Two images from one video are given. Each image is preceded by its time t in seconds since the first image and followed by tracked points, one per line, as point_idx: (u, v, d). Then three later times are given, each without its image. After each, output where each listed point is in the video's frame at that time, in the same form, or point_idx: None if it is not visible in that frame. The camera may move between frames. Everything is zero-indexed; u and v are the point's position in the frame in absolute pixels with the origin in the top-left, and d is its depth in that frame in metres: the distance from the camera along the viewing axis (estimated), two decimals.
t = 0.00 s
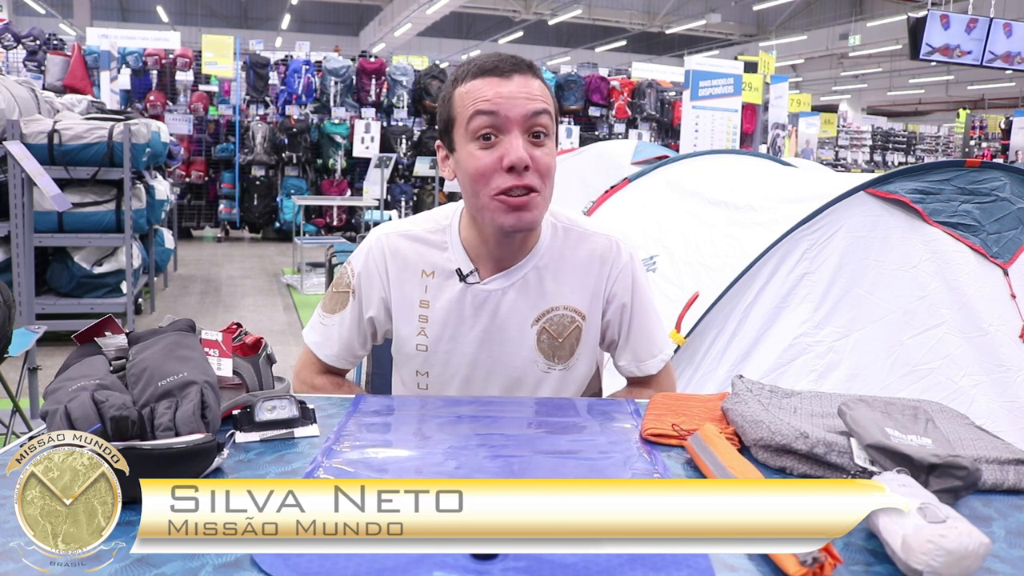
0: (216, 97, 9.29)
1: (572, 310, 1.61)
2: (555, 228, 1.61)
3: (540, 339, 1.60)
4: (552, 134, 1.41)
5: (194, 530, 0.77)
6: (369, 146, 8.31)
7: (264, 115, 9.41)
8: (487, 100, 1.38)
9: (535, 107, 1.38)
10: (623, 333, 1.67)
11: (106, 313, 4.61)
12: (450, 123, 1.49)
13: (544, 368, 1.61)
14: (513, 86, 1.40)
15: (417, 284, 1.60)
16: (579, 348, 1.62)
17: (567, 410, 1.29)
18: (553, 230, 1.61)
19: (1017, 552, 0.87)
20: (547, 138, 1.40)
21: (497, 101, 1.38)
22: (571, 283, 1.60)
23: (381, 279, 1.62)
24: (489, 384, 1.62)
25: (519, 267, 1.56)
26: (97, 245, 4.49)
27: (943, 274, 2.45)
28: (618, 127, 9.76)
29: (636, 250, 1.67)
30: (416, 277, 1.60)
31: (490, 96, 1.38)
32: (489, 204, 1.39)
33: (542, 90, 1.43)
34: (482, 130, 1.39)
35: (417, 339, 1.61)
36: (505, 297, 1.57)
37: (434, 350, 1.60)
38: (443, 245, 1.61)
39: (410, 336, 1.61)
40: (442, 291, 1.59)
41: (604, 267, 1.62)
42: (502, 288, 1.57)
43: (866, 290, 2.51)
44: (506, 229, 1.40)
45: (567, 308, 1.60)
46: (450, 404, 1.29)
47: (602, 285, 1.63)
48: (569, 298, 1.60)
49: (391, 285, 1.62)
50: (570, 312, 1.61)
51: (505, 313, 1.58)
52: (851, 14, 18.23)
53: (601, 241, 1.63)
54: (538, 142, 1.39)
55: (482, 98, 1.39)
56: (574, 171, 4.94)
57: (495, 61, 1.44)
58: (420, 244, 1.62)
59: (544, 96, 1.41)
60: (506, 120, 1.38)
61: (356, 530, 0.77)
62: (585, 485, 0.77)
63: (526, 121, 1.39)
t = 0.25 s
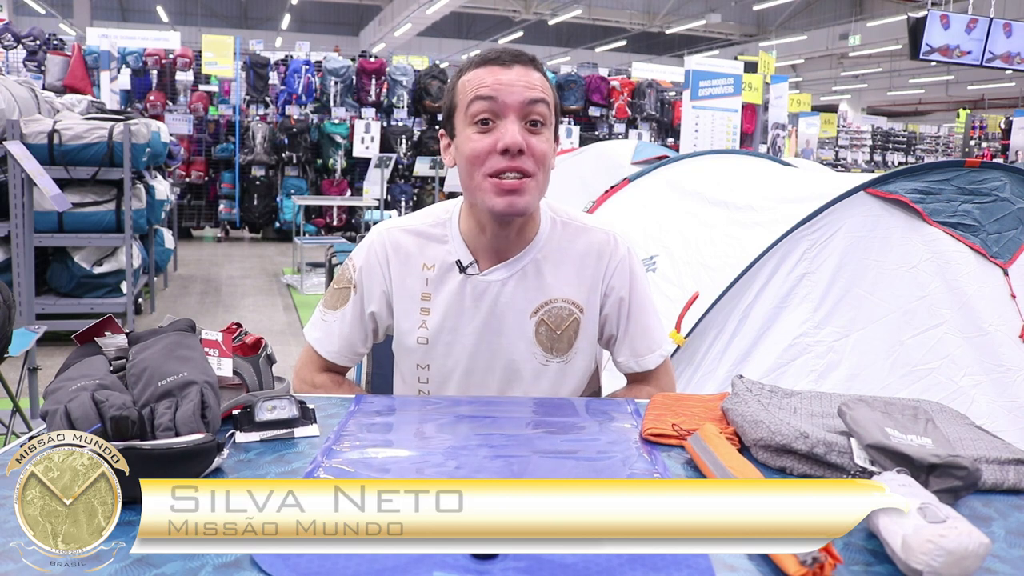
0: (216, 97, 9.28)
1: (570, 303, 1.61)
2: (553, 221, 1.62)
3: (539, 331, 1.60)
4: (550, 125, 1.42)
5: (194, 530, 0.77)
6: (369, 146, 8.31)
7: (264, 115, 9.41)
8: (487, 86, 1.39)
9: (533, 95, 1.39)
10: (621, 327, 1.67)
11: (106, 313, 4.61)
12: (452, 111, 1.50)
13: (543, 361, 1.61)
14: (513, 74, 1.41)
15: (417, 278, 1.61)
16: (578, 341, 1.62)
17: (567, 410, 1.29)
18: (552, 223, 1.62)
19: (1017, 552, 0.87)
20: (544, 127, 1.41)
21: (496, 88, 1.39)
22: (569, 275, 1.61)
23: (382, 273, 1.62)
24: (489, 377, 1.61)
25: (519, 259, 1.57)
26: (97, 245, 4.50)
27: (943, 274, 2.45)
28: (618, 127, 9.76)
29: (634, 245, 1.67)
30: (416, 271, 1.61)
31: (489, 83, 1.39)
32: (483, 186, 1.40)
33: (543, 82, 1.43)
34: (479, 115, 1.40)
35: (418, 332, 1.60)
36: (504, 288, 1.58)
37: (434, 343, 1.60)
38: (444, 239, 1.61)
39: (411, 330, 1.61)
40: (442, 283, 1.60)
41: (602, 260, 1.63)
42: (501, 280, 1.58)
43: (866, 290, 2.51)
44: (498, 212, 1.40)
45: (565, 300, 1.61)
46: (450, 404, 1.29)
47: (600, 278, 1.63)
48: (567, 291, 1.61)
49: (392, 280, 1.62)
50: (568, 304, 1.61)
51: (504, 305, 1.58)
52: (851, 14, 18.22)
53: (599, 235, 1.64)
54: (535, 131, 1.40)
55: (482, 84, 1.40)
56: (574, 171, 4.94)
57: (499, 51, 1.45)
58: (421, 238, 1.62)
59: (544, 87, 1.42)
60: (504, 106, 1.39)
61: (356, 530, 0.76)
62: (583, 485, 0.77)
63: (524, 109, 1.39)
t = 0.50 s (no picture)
0: (216, 97, 9.28)
1: (571, 298, 1.61)
2: (553, 217, 1.63)
3: (541, 326, 1.60)
4: (553, 142, 1.42)
5: (194, 530, 0.76)
6: (369, 146, 8.31)
7: (264, 114, 9.40)
8: (491, 102, 1.38)
9: (538, 114, 1.38)
10: (619, 323, 1.67)
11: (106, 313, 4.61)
12: (456, 115, 1.49)
13: (544, 355, 1.61)
14: (520, 90, 1.39)
15: (420, 274, 1.61)
16: (579, 336, 1.62)
17: (567, 410, 1.29)
18: (552, 221, 1.62)
19: (1017, 552, 0.87)
20: (547, 146, 1.41)
21: (501, 106, 1.38)
22: (570, 270, 1.61)
23: (385, 272, 1.62)
24: (492, 372, 1.61)
25: (521, 256, 1.58)
26: (97, 245, 4.50)
27: (943, 274, 2.45)
28: (618, 127, 9.76)
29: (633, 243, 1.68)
30: (419, 268, 1.61)
31: (494, 101, 1.38)
32: (481, 201, 1.43)
33: (550, 97, 1.42)
34: (482, 131, 1.40)
35: (421, 328, 1.60)
36: (506, 284, 1.58)
37: (437, 339, 1.60)
38: (445, 236, 1.62)
39: (414, 325, 1.61)
40: (445, 279, 1.60)
41: (601, 256, 1.64)
42: (504, 277, 1.58)
43: (866, 290, 2.51)
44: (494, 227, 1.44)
45: (566, 295, 1.61)
46: (451, 404, 1.29)
47: (600, 273, 1.64)
48: (568, 286, 1.61)
49: (395, 277, 1.62)
50: (569, 299, 1.62)
51: (505, 301, 1.59)
52: (851, 14, 18.21)
53: (598, 233, 1.65)
54: (536, 149, 1.40)
55: (488, 101, 1.39)
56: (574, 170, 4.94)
57: (506, 62, 1.42)
58: (423, 236, 1.63)
59: (550, 104, 1.41)
60: (507, 125, 1.38)
61: (356, 529, 0.76)
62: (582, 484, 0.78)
63: (527, 127, 1.39)
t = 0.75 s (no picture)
0: (216, 97, 9.28)
1: (570, 296, 1.62)
2: (552, 214, 1.63)
3: (540, 324, 1.60)
4: (552, 140, 1.42)
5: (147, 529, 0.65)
6: (369, 146, 8.31)
7: (264, 115, 9.40)
8: (491, 101, 1.39)
9: (537, 112, 1.39)
10: (617, 322, 1.67)
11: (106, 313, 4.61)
12: (456, 115, 1.50)
13: (544, 353, 1.61)
14: (519, 88, 1.39)
15: (421, 271, 1.61)
16: (578, 334, 1.62)
17: (567, 410, 1.29)
18: (553, 220, 1.63)
19: (1017, 551, 0.87)
20: (547, 143, 1.41)
21: (500, 105, 1.38)
22: (569, 269, 1.62)
23: (387, 270, 1.63)
24: (492, 370, 1.61)
25: (521, 253, 1.58)
26: (97, 245, 4.50)
27: (943, 274, 2.45)
28: (618, 127, 9.77)
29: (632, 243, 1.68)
30: (421, 266, 1.61)
31: (494, 100, 1.39)
32: (482, 199, 1.43)
33: (550, 95, 1.42)
34: (483, 129, 1.40)
35: (423, 326, 1.61)
36: (506, 281, 1.59)
37: (438, 337, 1.60)
38: (446, 234, 1.62)
39: (416, 323, 1.61)
40: (446, 277, 1.60)
41: (600, 255, 1.64)
42: (505, 274, 1.58)
43: (866, 290, 2.51)
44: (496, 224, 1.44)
45: (565, 293, 1.62)
46: (452, 404, 1.29)
47: (600, 272, 1.64)
48: (568, 284, 1.61)
49: (396, 275, 1.62)
50: (568, 297, 1.62)
51: (506, 297, 1.59)
52: (851, 14, 18.21)
53: (597, 231, 1.65)
54: (537, 145, 1.41)
55: (488, 100, 1.39)
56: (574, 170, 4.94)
57: (506, 60, 1.43)
58: (424, 234, 1.63)
59: (549, 101, 1.41)
60: (507, 123, 1.39)
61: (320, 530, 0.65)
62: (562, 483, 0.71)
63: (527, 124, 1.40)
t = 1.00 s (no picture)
0: (216, 97, 9.28)
1: (570, 290, 1.62)
2: (551, 210, 1.64)
3: (540, 317, 1.61)
4: (550, 124, 1.43)
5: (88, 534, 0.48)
6: (369, 146, 8.31)
7: (264, 115, 9.40)
8: (489, 85, 1.40)
9: (534, 95, 1.40)
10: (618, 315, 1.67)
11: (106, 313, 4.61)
12: (453, 108, 1.50)
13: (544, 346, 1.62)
14: (515, 74, 1.41)
15: (421, 266, 1.62)
16: (578, 329, 1.64)
17: (567, 409, 1.29)
18: (552, 216, 1.63)
19: (1016, 552, 0.87)
20: (545, 127, 1.42)
21: (499, 88, 1.40)
22: (570, 263, 1.62)
23: (387, 268, 1.62)
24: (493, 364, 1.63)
25: (521, 248, 1.59)
26: (97, 245, 4.49)
27: (943, 274, 2.45)
28: (618, 127, 9.77)
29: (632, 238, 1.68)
30: (421, 261, 1.62)
31: (491, 83, 1.40)
32: (484, 181, 1.41)
33: (546, 82, 1.44)
34: (481, 113, 1.41)
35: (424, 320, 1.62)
36: (507, 276, 1.60)
37: (440, 331, 1.61)
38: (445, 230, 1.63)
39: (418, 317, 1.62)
40: (446, 272, 1.61)
41: (599, 250, 1.64)
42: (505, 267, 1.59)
43: (866, 290, 2.51)
44: (498, 206, 1.42)
45: (565, 287, 1.62)
46: (452, 404, 1.29)
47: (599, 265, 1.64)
48: (568, 279, 1.62)
49: (397, 271, 1.62)
50: (567, 291, 1.62)
51: (506, 290, 1.60)
52: (851, 14, 18.21)
53: (597, 227, 1.66)
54: (536, 127, 1.41)
55: (486, 85, 1.40)
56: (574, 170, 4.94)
57: (501, 50, 1.45)
58: (424, 231, 1.64)
59: (545, 87, 1.43)
60: (506, 106, 1.40)
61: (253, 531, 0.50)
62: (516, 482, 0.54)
63: (525, 107, 1.41)
